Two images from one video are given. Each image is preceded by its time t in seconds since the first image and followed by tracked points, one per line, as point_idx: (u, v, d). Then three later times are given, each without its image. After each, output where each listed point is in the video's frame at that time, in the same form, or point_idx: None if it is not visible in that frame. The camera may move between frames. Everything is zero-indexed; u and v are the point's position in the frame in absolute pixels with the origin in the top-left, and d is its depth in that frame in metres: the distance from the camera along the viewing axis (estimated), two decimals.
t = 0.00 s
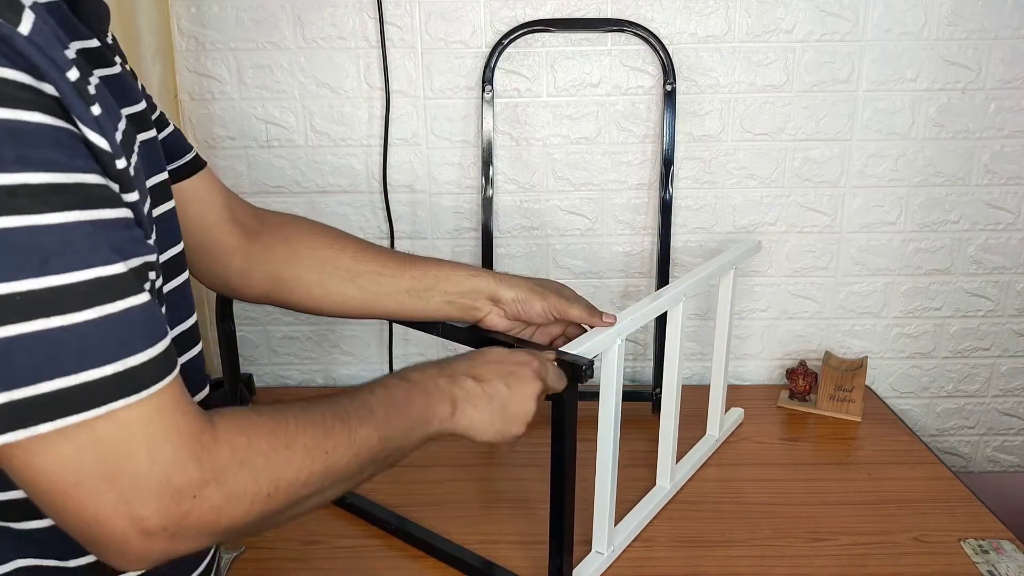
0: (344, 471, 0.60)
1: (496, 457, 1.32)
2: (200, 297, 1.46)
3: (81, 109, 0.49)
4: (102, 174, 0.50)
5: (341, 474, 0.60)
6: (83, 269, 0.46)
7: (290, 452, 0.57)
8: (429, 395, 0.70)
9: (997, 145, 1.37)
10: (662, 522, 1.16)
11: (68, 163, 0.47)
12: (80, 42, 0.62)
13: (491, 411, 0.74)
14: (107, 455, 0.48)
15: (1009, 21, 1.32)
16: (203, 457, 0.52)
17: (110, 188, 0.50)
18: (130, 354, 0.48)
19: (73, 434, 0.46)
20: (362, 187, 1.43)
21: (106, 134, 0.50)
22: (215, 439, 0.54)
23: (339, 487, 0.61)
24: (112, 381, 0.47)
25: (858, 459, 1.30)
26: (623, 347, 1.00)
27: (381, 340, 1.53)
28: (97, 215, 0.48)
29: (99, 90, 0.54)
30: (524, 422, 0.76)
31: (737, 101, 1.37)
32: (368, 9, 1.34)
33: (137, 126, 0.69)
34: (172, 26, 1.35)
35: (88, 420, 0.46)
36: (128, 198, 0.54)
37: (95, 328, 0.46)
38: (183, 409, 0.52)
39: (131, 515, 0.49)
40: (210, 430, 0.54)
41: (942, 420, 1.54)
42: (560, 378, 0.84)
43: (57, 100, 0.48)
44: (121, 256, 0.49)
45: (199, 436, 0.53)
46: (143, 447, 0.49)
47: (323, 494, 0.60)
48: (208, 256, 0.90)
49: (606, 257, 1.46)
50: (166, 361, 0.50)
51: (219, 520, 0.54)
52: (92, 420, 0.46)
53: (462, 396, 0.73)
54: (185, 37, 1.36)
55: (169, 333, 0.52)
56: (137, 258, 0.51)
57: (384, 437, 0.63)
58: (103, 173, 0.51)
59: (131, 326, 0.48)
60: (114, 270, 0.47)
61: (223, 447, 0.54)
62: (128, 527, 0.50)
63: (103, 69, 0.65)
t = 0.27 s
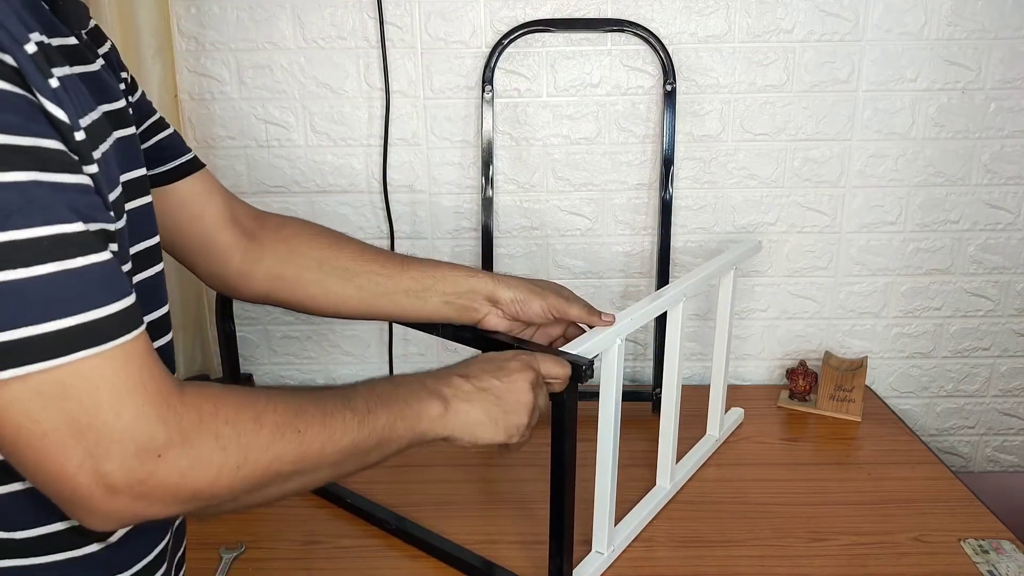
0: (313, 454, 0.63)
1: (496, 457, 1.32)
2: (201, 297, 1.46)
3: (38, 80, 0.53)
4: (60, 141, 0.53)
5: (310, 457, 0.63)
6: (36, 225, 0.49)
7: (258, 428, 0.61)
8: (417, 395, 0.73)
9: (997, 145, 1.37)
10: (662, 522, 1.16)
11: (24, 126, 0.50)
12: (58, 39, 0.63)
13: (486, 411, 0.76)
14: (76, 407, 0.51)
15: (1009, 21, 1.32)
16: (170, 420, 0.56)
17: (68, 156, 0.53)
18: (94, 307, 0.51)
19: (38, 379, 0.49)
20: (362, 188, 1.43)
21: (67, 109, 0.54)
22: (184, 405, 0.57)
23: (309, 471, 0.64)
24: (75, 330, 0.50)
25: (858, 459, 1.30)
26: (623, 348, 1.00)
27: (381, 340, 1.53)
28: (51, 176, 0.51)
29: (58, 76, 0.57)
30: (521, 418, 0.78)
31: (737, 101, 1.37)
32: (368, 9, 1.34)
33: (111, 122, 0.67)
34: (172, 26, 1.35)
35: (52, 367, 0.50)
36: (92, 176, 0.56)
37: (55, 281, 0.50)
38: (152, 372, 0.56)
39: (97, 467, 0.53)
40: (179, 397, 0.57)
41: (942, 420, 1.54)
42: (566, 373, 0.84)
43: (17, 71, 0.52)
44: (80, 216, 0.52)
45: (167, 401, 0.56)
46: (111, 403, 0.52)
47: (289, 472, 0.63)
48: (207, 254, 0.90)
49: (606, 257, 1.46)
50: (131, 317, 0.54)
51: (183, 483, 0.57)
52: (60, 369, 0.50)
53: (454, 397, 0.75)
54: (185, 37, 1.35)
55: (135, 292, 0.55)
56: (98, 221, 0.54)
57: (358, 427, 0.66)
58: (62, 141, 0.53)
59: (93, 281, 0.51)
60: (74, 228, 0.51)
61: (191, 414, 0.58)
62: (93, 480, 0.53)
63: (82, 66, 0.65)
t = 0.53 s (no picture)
0: (296, 441, 0.63)
1: (496, 457, 1.32)
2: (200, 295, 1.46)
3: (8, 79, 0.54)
4: (31, 139, 0.54)
5: (293, 443, 0.63)
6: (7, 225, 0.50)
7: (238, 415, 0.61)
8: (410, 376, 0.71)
9: (997, 145, 1.37)
10: (662, 522, 1.16)
11: None
12: (35, 40, 0.64)
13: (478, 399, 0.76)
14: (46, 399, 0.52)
15: (1009, 21, 1.32)
16: (144, 410, 0.57)
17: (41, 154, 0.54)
18: (67, 302, 0.52)
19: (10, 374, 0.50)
20: (362, 187, 1.42)
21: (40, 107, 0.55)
22: (158, 394, 0.58)
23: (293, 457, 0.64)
24: (47, 326, 0.51)
25: (858, 458, 1.30)
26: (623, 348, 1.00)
27: (381, 340, 1.53)
28: (22, 175, 0.52)
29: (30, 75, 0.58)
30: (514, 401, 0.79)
31: (737, 101, 1.37)
32: (368, 9, 1.34)
33: (92, 123, 0.67)
34: (172, 26, 1.34)
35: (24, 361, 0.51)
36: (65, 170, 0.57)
37: (27, 278, 0.50)
38: (124, 363, 0.56)
39: (72, 456, 0.55)
40: (153, 386, 0.58)
41: (942, 420, 1.54)
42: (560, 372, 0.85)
43: None
44: (55, 212, 0.53)
45: (141, 391, 0.57)
46: (81, 395, 0.53)
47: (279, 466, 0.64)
48: (206, 251, 0.90)
49: (605, 257, 1.46)
50: (105, 310, 0.55)
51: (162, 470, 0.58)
52: (26, 363, 0.51)
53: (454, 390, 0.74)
54: (185, 37, 1.35)
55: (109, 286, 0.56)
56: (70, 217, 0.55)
57: (344, 412, 0.66)
58: (32, 138, 0.54)
59: (65, 275, 0.52)
60: (47, 224, 0.52)
61: (167, 403, 0.58)
62: (70, 467, 0.55)
63: (61, 67, 0.66)
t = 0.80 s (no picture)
0: (293, 451, 0.64)
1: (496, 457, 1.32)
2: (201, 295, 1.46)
3: None
4: (15, 143, 0.54)
5: (289, 453, 0.64)
6: None
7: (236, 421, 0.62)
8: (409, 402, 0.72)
9: (997, 145, 1.37)
10: (662, 522, 1.16)
11: None
12: (22, 44, 0.63)
13: (480, 423, 0.74)
14: (48, 397, 0.53)
15: (1010, 21, 1.32)
16: (146, 410, 0.57)
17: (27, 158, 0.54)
18: (57, 301, 0.52)
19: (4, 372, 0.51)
20: (362, 187, 1.43)
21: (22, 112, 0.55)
22: (159, 395, 0.59)
23: (289, 468, 0.65)
24: (38, 325, 0.51)
25: (858, 459, 1.30)
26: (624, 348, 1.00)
27: (381, 340, 1.53)
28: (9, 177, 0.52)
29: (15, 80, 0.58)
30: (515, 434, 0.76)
31: (737, 101, 1.37)
32: (368, 9, 1.34)
33: (78, 126, 0.66)
34: (172, 26, 1.35)
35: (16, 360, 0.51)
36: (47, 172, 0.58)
37: (16, 277, 0.51)
38: (126, 363, 0.57)
39: (73, 452, 0.55)
40: (155, 387, 0.59)
41: (942, 421, 1.54)
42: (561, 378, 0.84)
43: None
44: (41, 213, 0.53)
45: (143, 390, 0.58)
46: (83, 393, 0.54)
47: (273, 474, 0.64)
48: (205, 249, 0.90)
49: (605, 257, 1.46)
50: (98, 307, 0.55)
51: (161, 471, 0.59)
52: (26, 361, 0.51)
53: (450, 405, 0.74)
54: (185, 37, 1.35)
55: (101, 282, 0.56)
56: (58, 216, 0.55)
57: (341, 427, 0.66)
58: (15, 142, 0.54)
59: (54, 274, 0.52)
60: (35, 224, 0.52)
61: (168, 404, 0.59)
62: (71, 463, 0.56)
63: (47, 70, 0.65)
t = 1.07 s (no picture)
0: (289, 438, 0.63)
1: (495, 457, 1.32)
2: (200, 296, 1.46)
3: None
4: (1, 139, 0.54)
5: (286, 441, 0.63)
6: None
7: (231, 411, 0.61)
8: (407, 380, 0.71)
9: (997, 145, 1.37)
10: (662, 522, 1.16)
11: None
12: (11, 44, 0.64)
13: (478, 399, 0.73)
14: (39, 389, 0.53)
15: (1010, 21, 1.32)
16: (138, 401, 0.57)
17: (12, 154, 0.54)
18: (49, 293, 0.52)
19: None
20: (362, 187, 1.42)
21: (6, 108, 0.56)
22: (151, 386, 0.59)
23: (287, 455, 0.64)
24: (30, 317, 0.51)
25: (858, 458, 1.30)
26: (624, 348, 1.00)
27: (381, 340, 1.53)
28: None
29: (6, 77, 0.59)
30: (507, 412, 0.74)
31: (737, 101, 1.37)
32: (368, 9, 1.34)
33: (69, 125, 0.66)
34: (172, 26, 1.35)
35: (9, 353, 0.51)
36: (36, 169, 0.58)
37: (6, 270, 0.51)
38: (116, 354, 0.57)
39: (67, 445, 0.55)
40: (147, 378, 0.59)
41: (942, 420, 1.54)
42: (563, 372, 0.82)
43: None
44: (29, 207, 0.53)
45: (135, 381, 0.57)
46: (74, 384, 0.54)
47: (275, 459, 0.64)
48: (204, 248, 0.90)
49: (605, 257, 1.46)
50: (90, 299, 0.55)
51: (157, 463, 0.59)
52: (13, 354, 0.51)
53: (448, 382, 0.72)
54: (185, 37, 1.35)
55: (91, 275, 0.57)
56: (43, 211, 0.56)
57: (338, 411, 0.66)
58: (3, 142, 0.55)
59: (46, 267, 0.53)
60: (23, 219, 0.52)
61: (160, 396, 0.59)
62: (66, 456, 0.55)
63: (37, 70, 0.65)
